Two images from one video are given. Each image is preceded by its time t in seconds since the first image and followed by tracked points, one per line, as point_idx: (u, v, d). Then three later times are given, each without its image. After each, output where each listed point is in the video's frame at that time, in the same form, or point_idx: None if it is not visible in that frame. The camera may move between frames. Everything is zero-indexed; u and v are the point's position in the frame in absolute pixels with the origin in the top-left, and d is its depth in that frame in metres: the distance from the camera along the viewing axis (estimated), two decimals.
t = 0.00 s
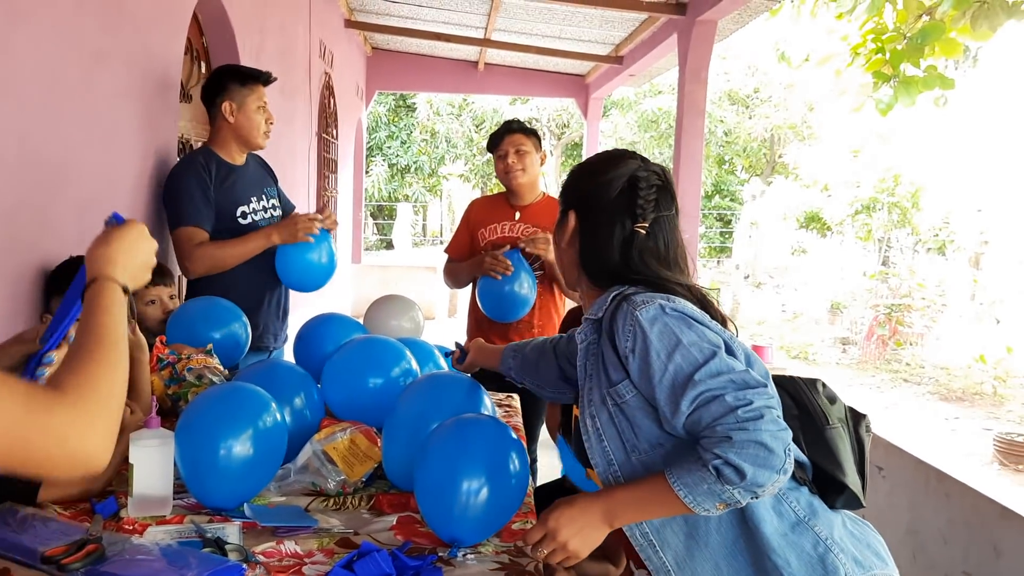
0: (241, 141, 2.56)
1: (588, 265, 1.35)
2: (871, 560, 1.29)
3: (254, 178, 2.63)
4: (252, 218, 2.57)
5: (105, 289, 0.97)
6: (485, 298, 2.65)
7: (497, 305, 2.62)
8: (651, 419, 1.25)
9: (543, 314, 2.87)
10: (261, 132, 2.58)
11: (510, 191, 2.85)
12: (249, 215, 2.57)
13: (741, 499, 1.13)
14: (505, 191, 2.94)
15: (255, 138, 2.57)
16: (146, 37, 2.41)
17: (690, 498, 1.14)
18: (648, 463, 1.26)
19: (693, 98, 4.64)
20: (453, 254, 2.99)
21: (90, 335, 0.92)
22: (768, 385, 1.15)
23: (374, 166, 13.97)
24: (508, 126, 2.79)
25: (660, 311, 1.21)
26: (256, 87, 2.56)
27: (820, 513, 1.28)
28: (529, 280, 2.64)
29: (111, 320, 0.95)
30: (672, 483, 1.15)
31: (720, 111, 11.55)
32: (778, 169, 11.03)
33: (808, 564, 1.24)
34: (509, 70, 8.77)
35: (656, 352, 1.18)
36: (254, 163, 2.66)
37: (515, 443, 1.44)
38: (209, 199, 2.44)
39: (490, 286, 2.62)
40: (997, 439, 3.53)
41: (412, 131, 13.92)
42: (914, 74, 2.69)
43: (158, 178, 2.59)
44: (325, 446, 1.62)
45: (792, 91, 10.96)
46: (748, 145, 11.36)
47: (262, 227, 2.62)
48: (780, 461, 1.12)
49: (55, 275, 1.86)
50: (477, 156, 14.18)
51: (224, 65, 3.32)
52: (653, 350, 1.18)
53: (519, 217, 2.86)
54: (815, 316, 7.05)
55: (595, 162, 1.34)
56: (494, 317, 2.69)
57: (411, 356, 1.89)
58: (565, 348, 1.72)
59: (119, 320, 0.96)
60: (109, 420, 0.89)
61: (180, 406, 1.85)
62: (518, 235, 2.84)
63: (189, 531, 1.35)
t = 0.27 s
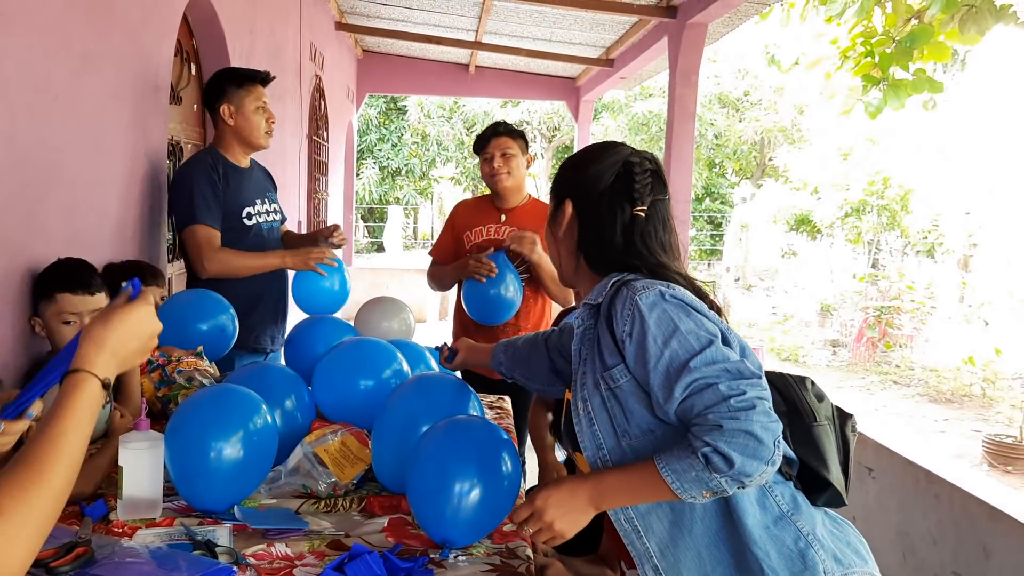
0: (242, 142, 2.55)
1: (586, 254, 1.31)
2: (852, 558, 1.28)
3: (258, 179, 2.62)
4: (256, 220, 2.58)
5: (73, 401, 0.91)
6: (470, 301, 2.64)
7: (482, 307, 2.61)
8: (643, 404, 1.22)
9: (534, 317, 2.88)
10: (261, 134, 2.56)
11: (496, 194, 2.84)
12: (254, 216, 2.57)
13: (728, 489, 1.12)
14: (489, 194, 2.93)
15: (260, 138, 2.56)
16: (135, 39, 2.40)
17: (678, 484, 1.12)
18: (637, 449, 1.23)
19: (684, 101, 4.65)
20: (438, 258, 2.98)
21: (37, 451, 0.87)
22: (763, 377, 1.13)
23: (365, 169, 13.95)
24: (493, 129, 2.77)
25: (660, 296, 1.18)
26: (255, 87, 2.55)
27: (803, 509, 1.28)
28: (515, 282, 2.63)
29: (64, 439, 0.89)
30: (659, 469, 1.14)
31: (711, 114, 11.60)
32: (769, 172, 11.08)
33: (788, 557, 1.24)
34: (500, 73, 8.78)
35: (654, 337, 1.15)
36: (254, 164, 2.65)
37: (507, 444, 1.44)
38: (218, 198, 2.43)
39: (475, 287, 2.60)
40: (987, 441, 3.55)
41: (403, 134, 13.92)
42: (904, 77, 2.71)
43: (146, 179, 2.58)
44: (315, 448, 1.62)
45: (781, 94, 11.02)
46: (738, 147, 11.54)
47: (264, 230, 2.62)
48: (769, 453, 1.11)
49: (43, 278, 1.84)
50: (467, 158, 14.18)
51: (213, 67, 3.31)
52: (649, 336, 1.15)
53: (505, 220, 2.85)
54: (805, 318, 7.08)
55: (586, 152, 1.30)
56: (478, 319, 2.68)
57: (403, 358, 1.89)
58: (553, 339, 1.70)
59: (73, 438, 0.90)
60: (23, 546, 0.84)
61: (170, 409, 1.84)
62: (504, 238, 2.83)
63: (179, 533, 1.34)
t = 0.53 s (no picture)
0: (251, 150, 2.55)
1: (617, 238, 1.27)
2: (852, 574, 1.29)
3: (268, 186, 2.61)
4: (264, 223, 2.57)
5: (77, 439, 0.87)
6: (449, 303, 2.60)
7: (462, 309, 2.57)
8: (661, 402, 1.20)
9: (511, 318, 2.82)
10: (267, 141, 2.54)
11: (473, 194, 2.82)
12: (261, 219, 2.56)
13: (728, 502, 1.12)
14: (468, 197, 2.90)
15: (269, 145, 2.56)
16: (127, 40, 2.40)
17: (679, 489, 1.13)
18: (650, 445, 1.22)
19: (677, 103, 4.65)
20: (415, 261, 2.91)
21: (23, 485, 0.84)
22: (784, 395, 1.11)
23: (357, 171, 13.91)
24: (473, 130, 2.76)
25: (689, 298, 1.14)
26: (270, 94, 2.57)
27: (811, 522, 1.27)
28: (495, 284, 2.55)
29: (52, 478, 0.84)
30: (662, 471, 1.14)
31: (703, 116, 11.62)
32: (761, 175, 11.12)
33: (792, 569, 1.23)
34: (492, 75, 8.78)
35: (678, 341, 1.12)
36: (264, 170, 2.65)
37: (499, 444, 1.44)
38: (227, 200, 2.43)
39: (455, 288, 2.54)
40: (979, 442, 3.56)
41: (396, 136, 13.92)
42: (894, 80, 2.71)
43: (138, 180, 2.57)
44: (307, 449, 1.61)
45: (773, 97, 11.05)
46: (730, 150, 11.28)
47: (270, 234, 2.61)
48: (778, 472, 1.10)
49: (33, 280, 1.83)
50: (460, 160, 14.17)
51: (205, 69, 3.31)
52: (673, 337, 1.12)
53: (484, 221, 2.82)
54: (797, 320, 7.11)
55: (623, 130, 1.27)
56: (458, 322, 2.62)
57: (395, 360, 1.88)
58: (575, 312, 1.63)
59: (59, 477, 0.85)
60: None
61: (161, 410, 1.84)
62: (483, 239, 2.79)
63: (170, 535, 1.34)
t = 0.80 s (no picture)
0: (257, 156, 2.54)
1: (737, 240, 1.10)
2: None
3: (276, 193, 2.60)
4: (262, 227, 2.53)
5: (33, 453, 0.87)
6: (427, 305, 2.54)
7: (440, 312, 2.52)
8: (742, 422, 1.07)
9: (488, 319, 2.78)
10: (272, 151, 2.52)
11: (451, 195, 2.76)
12: (259, 223, 2.52)
13: (792, 541, 1.01)
14: (445, 196, 2.84)
15: (275, 153, 2.54)
16: (119, 42, 2.39)
17: (742, 516, 1.02)
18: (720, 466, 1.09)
19: (670, 105, 4.66)
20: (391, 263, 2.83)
21: None
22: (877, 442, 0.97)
23: (351, 173, 13.90)
24: (450, 128, 2.69)
25: (795, 317, 0.99)
26: (284, 104, 2.57)
27: (874, 563, 1.12)
28: (473, 286, 2.53)
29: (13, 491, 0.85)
30: (725, 493, 1.04)
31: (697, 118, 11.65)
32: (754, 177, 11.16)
33: None
34: (486, 77, 8.77)
35: (772, 363, 0.98)
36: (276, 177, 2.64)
37: (491, 448, 1.43)
38: (221, 201, 2.41)
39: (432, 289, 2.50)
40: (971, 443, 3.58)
41: (390, 138, 13.94)
42: (887, 83, 2.72)
43: (129, 182, 2.56)
44: (299, 453, 1.61)
45: (767, 99, 11.08)
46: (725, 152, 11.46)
47: (268, 238, 2.57)
48: (858, 521, 0.98)
49: (22, 282, 1.82)
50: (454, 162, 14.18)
51: (198, 71, 3.30)
52: (769, 358, 0.98)
53: (463, 220, 2.76)
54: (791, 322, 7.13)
55: (738, 111, 1.10)
56: (437, 324, 2.60)
57: (388, 363, 1.88)
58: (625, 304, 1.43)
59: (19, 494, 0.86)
60: None
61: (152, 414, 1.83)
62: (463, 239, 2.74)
63: (161, 539, 1.33)
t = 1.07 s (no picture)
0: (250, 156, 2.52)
1: (843, 234, 1.12)
2: None
3: (275, 194, 2.59)
4: (260, 234, 2.52)
5: None
6: (411, 309, 2.56)
7: (424, 315, 2.54)
8: (813, 422, 1.08)
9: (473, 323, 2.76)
10: (264, 149, 2.49)
11: (436, 196, 2.75)
12: (258, 230, 2.52)
13: (834, 546, 1.02)
14: (431, 196, 2.83)
15: (269, 153, 2.52)
16: (114, 43, 2.38)
17: (789, 512, 1.04)
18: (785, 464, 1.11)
19: (666, 106, 4.67)
20: (372, 264, 2.84)
21: None
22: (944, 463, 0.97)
23: (347, 174, 13.88)
24: (436, 130, 2.68)
25: (885, 323, 1.00)
26: (279, 101, 2.57)
27: None
28: (457, 289, 2.54)
29: None
30: (777, 486, 1.05)
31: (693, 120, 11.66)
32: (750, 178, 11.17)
33: None
34: (481, 78, 8.77)
35: (853, 365, 1.00)
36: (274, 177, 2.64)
37: (487, 448, 1.43)
38: (219, 207, 2.42)
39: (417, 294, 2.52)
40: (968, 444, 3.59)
41: (386, 140, 13.94)
42: (883, 84, 2.72)
43: (125, 183, 2.55)
44: (296, 453, 1.60)
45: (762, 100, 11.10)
46: (720, 154, 11.54)
47: (269, 245, 2.57)
48: (908, 536, 0.99)
49: (16, 284, 1.82)
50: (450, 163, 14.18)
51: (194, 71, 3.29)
52: (851, 359, 1.00)
53: (447, 223, 2.75)
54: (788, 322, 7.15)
55: (833, 102, 1.11)
56: (421, 327, 2.60)
57: (386, 364, 1.87)
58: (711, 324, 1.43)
59: None
60: None
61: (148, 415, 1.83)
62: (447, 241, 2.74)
63: (158, 540, 1.33)
